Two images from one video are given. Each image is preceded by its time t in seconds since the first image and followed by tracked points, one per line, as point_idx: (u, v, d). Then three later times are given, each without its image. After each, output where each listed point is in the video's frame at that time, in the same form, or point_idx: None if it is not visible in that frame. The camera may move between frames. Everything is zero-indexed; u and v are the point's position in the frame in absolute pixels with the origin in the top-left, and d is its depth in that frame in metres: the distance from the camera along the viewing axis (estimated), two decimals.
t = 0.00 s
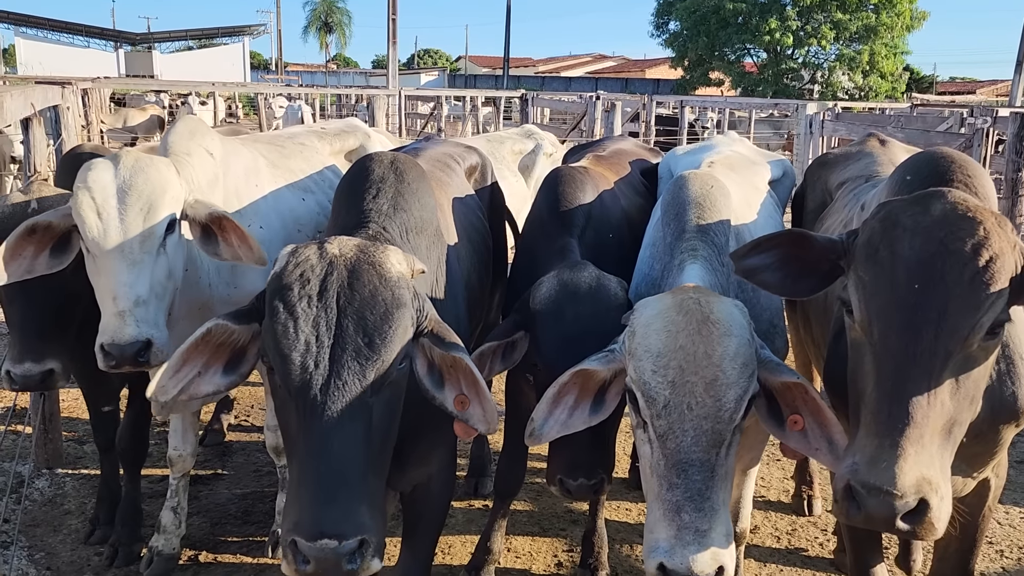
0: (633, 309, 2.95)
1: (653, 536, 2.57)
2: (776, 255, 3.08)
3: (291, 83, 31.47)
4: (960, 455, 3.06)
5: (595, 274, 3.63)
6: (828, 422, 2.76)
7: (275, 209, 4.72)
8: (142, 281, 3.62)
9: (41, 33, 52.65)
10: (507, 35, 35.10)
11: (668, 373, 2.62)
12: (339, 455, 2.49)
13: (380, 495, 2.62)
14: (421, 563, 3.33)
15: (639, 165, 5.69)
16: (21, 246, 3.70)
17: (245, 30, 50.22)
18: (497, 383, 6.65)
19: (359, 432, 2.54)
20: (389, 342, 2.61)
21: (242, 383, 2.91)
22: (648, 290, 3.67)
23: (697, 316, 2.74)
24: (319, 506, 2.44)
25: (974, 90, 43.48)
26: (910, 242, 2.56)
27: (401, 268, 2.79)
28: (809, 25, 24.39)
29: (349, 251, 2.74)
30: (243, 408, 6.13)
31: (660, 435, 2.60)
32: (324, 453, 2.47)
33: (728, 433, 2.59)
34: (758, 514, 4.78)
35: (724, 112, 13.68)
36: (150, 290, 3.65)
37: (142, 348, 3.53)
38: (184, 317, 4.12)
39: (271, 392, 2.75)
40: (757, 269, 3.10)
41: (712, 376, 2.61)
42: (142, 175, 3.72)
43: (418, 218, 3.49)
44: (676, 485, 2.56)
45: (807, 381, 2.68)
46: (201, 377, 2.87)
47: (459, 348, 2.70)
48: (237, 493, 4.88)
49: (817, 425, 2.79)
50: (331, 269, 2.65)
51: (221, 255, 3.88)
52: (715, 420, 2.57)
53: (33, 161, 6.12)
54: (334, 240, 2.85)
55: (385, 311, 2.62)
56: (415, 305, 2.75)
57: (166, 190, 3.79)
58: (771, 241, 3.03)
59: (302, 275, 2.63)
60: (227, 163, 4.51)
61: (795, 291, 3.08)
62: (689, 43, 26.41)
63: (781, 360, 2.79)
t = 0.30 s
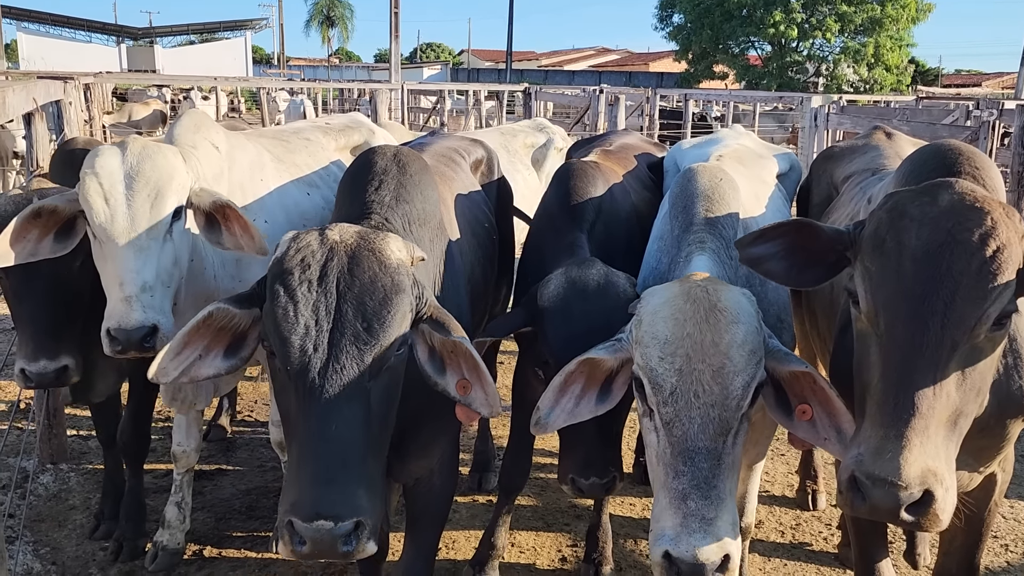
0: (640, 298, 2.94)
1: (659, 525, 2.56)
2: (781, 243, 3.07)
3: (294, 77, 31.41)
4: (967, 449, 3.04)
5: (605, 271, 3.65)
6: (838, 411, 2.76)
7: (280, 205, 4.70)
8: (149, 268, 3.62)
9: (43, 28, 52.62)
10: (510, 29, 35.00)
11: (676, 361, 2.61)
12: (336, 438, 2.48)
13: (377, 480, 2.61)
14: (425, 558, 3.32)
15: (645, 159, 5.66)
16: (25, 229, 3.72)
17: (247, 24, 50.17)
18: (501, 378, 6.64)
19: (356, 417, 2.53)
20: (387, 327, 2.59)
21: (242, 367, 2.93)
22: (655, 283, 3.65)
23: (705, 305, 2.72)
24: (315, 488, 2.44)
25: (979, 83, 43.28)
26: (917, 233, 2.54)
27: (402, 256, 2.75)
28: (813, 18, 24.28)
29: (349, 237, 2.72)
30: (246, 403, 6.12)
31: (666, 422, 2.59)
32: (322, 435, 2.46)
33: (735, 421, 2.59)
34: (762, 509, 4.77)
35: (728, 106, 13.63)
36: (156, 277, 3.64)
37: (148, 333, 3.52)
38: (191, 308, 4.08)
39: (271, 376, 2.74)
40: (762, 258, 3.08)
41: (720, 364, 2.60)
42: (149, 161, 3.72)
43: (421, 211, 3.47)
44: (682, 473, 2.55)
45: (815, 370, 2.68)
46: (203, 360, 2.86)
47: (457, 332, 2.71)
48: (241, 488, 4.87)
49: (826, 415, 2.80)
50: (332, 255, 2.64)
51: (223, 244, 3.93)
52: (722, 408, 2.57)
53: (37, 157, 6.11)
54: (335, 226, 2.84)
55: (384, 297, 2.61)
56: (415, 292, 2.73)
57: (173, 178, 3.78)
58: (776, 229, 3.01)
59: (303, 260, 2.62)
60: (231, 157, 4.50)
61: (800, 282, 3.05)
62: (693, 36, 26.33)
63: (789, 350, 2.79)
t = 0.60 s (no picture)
0: (642, 285, 2.98)
1: (659, 508, 2.59)
2: (784, 238, 3.06)
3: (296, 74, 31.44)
4: (972, 444, 3.04)
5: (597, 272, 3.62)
6: (841, 398, 2.79)
7: (287, 203, 4.71)
8: (153, 256, 3.61)
9: (46, 27, 52.68)
10: (512, 24, 34.97)
11: (675, 344, 2.65)
12: (343, 423, 2.49)
13: (383, 465, 2.61)
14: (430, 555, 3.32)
15: (649, 155, 5.66)
16: (31, 218, 3.71)
17: (249, 22, 50.18)
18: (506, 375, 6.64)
19: (363, 402, 2.53)
20: (392, 311, 2.60)
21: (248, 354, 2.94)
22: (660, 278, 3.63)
23: (706, 290, 2.76)
24: (323, 472, 2.44)
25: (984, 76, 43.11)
26: (920, 226, 2.54)
27: (403, 243, 2.78)
28: (817, 11, 24.18)
29: (352, 225, 2.74)
30: (251, 401, 6.13)
31: (666, 406, 2.63)
32: (330, 418, 2.48)
33: (736, 405, 2.61)
34: (767, 504, 4.76)
35: (732, 101, 13.59)
36: (161, 265, 3.64)
37: (153, 320, 3.50)
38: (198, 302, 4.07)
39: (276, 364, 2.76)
40: (764, 253, 3.08)
41: (721, 347, 2.63)
42: (153, 152, 3.72)
43: (423, 205, 3.47)
44: (682, 456, 2.59)
45: (818, 356, 2.72)
46: (208, 348, 2.90)
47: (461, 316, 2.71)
48: (246, 486, 4.88)
49: (829, 402, 2.83)
50: (335, 242, 2.66)
51: (228, 235, 3.87)
52: (722, 392, 2.60)
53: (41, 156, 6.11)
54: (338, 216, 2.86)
55: (388, 282, 2.62)
56: (419, 280, 2.76)
57: (177, 169, 3.78)
58: (778, 225, 3.01)
59: (307, 247, 2.64)
60: (238, 155, 4.50)
61: (804, 276, 3.05)
62: (696, 31, 26.25)
63: (792, 337, 2.82)
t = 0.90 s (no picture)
0: (640, 276, 3.01)
1: (655, 493, 2.62)
2: (786, 235, 3.04)
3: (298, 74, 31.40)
4: (977, 440, 3.04)
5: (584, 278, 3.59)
6: (840, 387, 2.77)
7: (292, 204, 4.71)
8: (160, 249, 3.60)
9: (49, 30, 52.78)
10: (514, 23, 34.95)
11: (672, 328, 2.68)
12: (354, 414, 2.50)
13: (394, 458, 2.61)
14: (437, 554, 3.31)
15: (651, 153, 5.65)
16: (37, 212, 3.73)
17: (251, 23, 50.22)
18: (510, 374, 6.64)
19: (371, 394, 2.54)
20: (401, 304, 2.62)
21: (255, 351, 2.95)
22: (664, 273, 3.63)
23: (704, 276, 2.79)
24: (334, 464, 2.45)
25: (987, 70, 43.01)
26: (922, 222, 2.53)
27: (409, 236, 2.79)
28: (819, 6, 24.11)
29: (358, 219, 2.75)
30: (256, 401, 6.14)
31: (662, 390, 2.66)
32: (340, 407, 2.49)
33: (733, 389, 2.65)
34: (773, 501, 4.76)
35: (735, 97, 13.56)
36: (168, 257, 3.62)
37: (159, 312, 3.47)
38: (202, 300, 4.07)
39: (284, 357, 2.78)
40: (765, 251, 3.05)
41: (718, 331, 2.66)
42: (160, 146, 3.73)
43: (426, 204, 3.48)
44: (678, 439, 2.62)
45: (817, 345, 2.74)
46: (216, 345, 2.90)
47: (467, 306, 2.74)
48: (252, 486, 4.89)
49: (828, 392, 2.84)
50: (342, 236, 2.67)
51: (234, 229, 3.87)
52: (720, 375, 2.63)
53: (45, 160, 6.12)
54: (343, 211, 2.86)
55: (396, 274, 2.63)
56: (426, 272, 2.77)
57: (184, 163, 3.79)
58: (780, 222, 2.99)
59: (313, 241, 2.65)
60: (243, 155, 4.51)
61: (805, 274, 3.05)
62: (698, 27, 26.20)
63: (792, 327, 2.85)
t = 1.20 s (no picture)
0: (642, 266, 3.03)
1: (660, 478, 2.64)
2: (787, 235, 2.99)
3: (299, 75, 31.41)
4: (981, 437, 3.03)
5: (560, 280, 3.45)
6: (846, 371, 2.78)
7: (295, 205, 4.72)
8: (164, 249, 3.61)
9: (49, 32, 52.84)
10: (514, 21, 34.99)
11: (675, 312, 2.70)
12: (364, 404, 2.51)
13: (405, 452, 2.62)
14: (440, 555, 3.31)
15: (652, 151, 5.66)
16: (41, 214, 3.74)
17: (251, 24, 50.26)
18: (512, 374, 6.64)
19: (380, 386, 2.55)
20: (408, 297, 2.63)
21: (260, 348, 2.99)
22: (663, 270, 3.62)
23: (704, 263, 2.84)
24: (345, 453, 2.46)
25: (988, 65, 42.93)
26: (922, 222, 2.53)
27: (414, 230, 2.80)
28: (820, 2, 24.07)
29: (363, 214, 2.76)
30: (259, 402, 6.15)
31: (665, 374, 2.68)
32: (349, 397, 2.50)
33: (737, 372, 2.67)
34: (777, 499, 4.75)
35: (736, 95, 13.55)
36: (171, 258, 3.63)
37: (163, 312, 3.48)
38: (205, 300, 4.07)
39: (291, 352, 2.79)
40: (766, 252, 2.97)
41: (720, 314, 2.69)
42: (163, 147, 3.74)
43: (427, 203, 3.48)
44: (682, 423, 2.63)
45: (821, 331, 2.74)
46: (221, 342, 2.92)
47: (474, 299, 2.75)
48: (256, 488, 4.90)
49: (833, 375, 2.84)
50: (347, 231, 2.67)
51: (237, 230, 3.88)
52: (722, 357, 2.66)
53: (47, 163, 6.13)
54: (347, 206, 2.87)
55: (402, 267, 2.64)
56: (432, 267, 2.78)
57: (187, 165, 3.80)
58: (780, 221, 2.94)
59: (319, 236, 2.66)
60: (247, 157, 4.51)
61: (804, 274, 3.03)
62: (698, 24, 26.17)
63: (794, 314, 2.85)
